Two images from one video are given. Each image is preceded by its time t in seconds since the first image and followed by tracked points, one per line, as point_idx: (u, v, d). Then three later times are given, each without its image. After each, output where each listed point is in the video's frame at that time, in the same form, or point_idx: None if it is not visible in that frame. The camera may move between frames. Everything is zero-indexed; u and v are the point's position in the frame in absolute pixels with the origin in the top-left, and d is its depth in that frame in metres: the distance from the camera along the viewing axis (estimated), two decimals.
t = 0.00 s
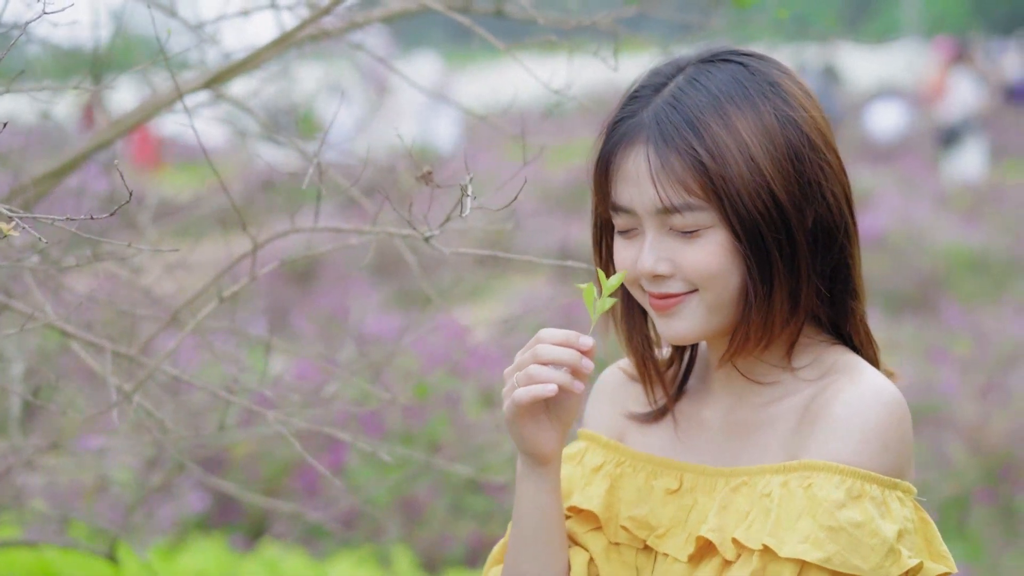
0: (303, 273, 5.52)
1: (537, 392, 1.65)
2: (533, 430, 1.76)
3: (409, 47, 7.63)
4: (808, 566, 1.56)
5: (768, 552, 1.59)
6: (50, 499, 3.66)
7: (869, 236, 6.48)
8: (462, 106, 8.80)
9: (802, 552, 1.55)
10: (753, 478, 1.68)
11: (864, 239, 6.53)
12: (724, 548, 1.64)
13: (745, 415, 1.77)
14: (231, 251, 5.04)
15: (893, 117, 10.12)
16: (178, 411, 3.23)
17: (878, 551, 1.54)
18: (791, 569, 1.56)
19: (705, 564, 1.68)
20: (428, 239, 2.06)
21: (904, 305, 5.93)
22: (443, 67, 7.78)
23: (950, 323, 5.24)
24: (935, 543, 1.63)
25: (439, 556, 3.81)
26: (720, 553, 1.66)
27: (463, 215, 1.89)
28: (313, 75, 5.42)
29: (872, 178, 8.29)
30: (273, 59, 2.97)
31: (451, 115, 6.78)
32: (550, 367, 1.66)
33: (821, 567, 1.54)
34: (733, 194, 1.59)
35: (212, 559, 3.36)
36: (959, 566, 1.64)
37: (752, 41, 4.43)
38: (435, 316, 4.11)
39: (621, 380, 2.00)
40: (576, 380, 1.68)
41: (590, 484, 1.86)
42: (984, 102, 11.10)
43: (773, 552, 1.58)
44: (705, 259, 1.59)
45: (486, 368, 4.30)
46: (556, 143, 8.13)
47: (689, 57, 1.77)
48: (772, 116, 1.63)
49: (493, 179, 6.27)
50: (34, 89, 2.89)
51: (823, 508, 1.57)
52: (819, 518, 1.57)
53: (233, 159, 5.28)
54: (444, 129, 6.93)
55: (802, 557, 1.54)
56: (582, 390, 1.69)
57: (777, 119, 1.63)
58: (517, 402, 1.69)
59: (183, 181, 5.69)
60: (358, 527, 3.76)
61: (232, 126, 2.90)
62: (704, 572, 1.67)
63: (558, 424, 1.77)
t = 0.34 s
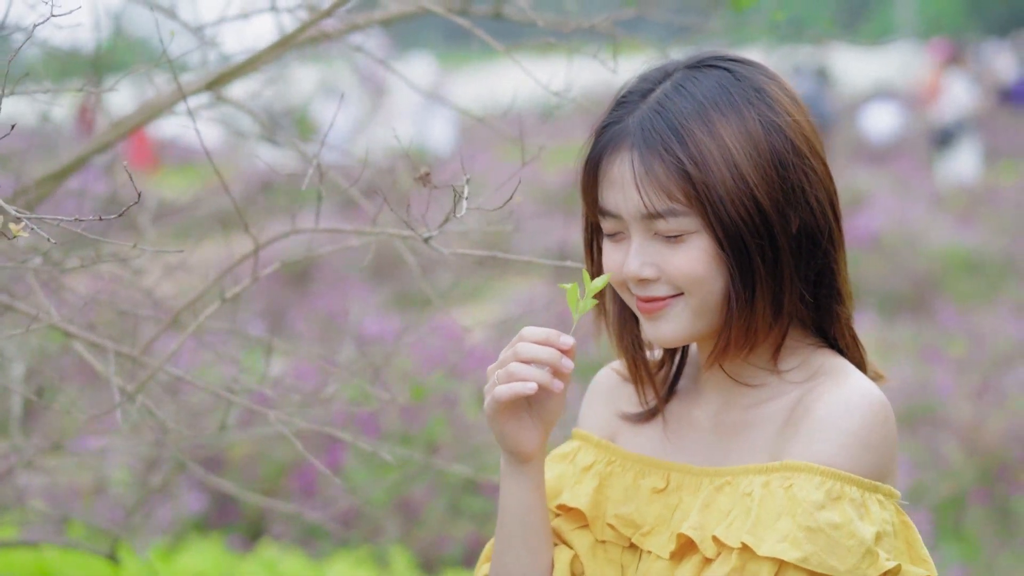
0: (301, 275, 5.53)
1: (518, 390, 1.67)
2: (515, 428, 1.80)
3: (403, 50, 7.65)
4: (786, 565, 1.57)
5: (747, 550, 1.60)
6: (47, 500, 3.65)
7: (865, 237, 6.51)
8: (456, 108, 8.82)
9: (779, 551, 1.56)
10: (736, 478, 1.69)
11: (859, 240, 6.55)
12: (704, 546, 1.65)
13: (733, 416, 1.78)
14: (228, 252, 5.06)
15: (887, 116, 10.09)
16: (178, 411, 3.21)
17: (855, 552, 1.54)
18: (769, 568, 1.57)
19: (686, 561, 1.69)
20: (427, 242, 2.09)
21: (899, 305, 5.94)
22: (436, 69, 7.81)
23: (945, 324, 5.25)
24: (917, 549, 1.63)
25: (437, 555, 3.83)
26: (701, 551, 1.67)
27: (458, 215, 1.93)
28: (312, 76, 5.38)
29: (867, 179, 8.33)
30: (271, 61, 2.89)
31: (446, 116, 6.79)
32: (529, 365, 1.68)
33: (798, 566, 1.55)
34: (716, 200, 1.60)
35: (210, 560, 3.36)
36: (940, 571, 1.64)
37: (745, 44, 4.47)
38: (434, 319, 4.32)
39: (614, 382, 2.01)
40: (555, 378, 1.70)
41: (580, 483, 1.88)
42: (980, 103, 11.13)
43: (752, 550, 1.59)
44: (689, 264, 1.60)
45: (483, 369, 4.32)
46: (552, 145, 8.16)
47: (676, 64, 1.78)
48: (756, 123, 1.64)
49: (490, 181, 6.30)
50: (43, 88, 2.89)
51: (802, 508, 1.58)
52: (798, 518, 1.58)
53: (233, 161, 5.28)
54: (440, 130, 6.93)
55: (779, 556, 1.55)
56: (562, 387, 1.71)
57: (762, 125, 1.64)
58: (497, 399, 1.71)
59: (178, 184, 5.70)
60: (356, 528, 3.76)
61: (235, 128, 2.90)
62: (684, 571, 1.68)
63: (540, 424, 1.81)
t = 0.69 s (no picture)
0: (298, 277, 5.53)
1: (504, 390, 1.70)
2: (502, 428, 1.82)
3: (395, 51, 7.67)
4: (764, 561, 1.59)
5: (726, 545, 1.63)
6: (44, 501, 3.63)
7: (860, 239, 6.53)
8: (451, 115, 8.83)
9: (756, 546, 1.57)
10: (720, 476, 1.71)
11: (855, 241, 6.56)
12: (686, 541, 1.68)
13: (723, 417, 1.80)
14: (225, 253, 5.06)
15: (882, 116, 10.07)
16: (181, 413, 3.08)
17: (832, 551, 1.55)
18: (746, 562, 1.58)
19: (668, 557, 1.71)
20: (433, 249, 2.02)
21: (895, 306, 5.95)
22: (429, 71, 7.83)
23: (940, 324, 5.26)
24: (896, 551, 1.63)
25: (435, 555, 3.83)
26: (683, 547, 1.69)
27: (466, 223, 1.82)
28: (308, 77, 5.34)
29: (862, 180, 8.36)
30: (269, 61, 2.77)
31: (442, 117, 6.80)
32: (518, 366, 1.71)
33: (774, 563, 1.56)
34: (699, 209, 1.62)
35: (208, 561, 3.35)
36: None
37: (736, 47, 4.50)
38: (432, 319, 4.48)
39: (609, 386, 2.02)
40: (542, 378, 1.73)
41: (572, 482, 1.90)
42: (977, 104, 11.14)
43: (731, 545, 1.61)
44: (675, 271, 1.62)
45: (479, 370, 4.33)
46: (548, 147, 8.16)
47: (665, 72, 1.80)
48: (740, 132, 1.66)
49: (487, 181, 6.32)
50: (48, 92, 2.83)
51: (781, 505, 1.59)
52: (777, 514, 1.59)
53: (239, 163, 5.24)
54: (435, 131, 6.84)
55: (756, 551, 1.57)
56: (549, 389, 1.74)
57: (746, 134, 1.66)
58: (484, 398, 1.74)
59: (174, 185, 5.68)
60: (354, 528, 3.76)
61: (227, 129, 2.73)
62: (665, 566, 1.69)
63: (528, 424, 1.83)
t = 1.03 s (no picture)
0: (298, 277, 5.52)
1: (492, 386, 1.71)
2: (488, 425, 1.85)
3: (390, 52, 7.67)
4: (747, 560, 1.60)
5: (711, 544, 1.64)
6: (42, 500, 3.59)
7: (857, 239, 6.55)
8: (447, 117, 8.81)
9: (740, 545, 1.58)
10: (706, 476, 1.73)
11: (851, 241, 6.56)
12: (671, 540, 1.69)
13: (710, 416, 1.82)
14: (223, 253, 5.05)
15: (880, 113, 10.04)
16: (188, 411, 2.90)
17: (814, 550, 1.57)
18: (730, 561, 1.60)
19: (653, 555, 1.72)
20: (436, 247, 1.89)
21: (891, 306, 5.95)
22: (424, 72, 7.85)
23: (937, 324, 5.26)
24: (878, 551, 1.65)
25: (434, 553, 3.82)
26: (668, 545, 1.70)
27: (472, 217, 1.65)
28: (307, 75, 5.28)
29: (859, 180, 8.38)
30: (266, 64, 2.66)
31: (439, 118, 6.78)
32: (504, 362, 1.72)
33: (758, 562, 1.58)
34: (685, 211, 1.64)
35: (208, 559, 3.32)
36: None
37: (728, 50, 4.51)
38: (431, 320, 4.52)
39: (601, 390, 2.04)
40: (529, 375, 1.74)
41: (562, 482, 1.92)
42: (974, 103, 11.14)
43: (715, 544, 1.62)
44: (662, 272, 1.64)
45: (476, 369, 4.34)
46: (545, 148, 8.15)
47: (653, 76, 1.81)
48: (725, 136, 1.67)
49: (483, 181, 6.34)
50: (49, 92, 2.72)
51: (765, 503, 1.60)
52: (761, 513, 1.60)
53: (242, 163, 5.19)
54: (433, 131, 6.65)
55: (739, 549, 1.58)
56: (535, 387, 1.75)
57: (731, 138, 1.67)
58: (472, 392, 1.75)
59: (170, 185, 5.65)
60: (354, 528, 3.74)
61: (219, 130, 2.56)
62: (651, 564, 1.71)
63: (513, 423, 1.86)
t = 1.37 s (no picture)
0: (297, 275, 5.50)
1: (467, 382, 1.72)
2: (466, 421, 1.87)
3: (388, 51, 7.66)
4: (733, 553, 1.60)
5: (697, 536, 1.64)
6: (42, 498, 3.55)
7: (856, 239, 6.57)
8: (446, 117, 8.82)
9: (727, 538, 1.59)
10: (694, 470, 1.73)
11: (850, 241, 6.57)
12: (658, 532, 1.69)
13: (700, 410, 1.83)
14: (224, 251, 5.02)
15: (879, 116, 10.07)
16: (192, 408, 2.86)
17: (799, 544, 1.58)
18: (716, 554, 1.61)
19: (640, 547, 1.72)
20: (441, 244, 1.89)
21: (889, 306, 5.97)
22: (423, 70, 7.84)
23: (937, 323, 5.27)
24: (865, 546, 1.66)
25: (435, 551, 3.81)
26: (655, 538, 1.70)
27: (474, 215, 1.67)
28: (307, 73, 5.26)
29: (859, 179, 8.39)
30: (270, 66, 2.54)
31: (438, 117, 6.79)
32: (478, 360, 1.73)
33: (744, 555, 1.59)
34: (675, 206, 1.65)
35: (211, 555, 3.29)
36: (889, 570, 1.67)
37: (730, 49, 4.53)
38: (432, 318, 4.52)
39: (594, 387, 2.06)
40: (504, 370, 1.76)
41: (552, 477, 1.92)
42: (971, 103, 11.15)
43: (701, 536, 1.63)
44: (652, 266, 1.65)
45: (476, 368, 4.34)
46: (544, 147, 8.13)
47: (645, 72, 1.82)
48: (715, 131, 1.68)
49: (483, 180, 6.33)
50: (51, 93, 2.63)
51: (752, 497, 1.61)
52: (747, 507, 1.61)
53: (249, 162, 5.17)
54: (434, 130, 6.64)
55: (725, 542, 1.59)
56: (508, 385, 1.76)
57: (721, 134, 1.68)
58: (448, 390, 1.76)
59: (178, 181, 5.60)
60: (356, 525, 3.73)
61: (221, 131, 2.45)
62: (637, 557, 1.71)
63: (493, 419, 1.88)
